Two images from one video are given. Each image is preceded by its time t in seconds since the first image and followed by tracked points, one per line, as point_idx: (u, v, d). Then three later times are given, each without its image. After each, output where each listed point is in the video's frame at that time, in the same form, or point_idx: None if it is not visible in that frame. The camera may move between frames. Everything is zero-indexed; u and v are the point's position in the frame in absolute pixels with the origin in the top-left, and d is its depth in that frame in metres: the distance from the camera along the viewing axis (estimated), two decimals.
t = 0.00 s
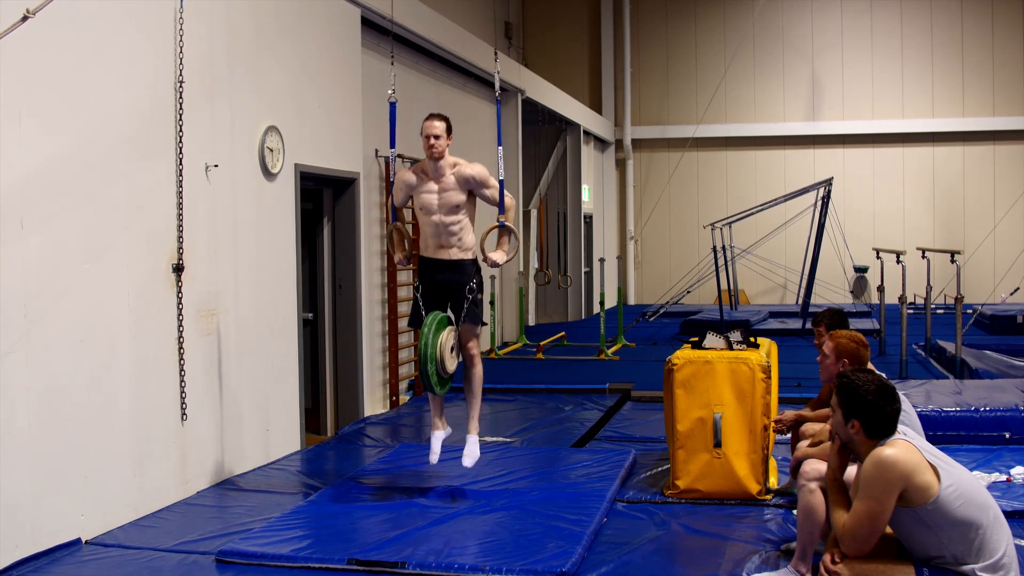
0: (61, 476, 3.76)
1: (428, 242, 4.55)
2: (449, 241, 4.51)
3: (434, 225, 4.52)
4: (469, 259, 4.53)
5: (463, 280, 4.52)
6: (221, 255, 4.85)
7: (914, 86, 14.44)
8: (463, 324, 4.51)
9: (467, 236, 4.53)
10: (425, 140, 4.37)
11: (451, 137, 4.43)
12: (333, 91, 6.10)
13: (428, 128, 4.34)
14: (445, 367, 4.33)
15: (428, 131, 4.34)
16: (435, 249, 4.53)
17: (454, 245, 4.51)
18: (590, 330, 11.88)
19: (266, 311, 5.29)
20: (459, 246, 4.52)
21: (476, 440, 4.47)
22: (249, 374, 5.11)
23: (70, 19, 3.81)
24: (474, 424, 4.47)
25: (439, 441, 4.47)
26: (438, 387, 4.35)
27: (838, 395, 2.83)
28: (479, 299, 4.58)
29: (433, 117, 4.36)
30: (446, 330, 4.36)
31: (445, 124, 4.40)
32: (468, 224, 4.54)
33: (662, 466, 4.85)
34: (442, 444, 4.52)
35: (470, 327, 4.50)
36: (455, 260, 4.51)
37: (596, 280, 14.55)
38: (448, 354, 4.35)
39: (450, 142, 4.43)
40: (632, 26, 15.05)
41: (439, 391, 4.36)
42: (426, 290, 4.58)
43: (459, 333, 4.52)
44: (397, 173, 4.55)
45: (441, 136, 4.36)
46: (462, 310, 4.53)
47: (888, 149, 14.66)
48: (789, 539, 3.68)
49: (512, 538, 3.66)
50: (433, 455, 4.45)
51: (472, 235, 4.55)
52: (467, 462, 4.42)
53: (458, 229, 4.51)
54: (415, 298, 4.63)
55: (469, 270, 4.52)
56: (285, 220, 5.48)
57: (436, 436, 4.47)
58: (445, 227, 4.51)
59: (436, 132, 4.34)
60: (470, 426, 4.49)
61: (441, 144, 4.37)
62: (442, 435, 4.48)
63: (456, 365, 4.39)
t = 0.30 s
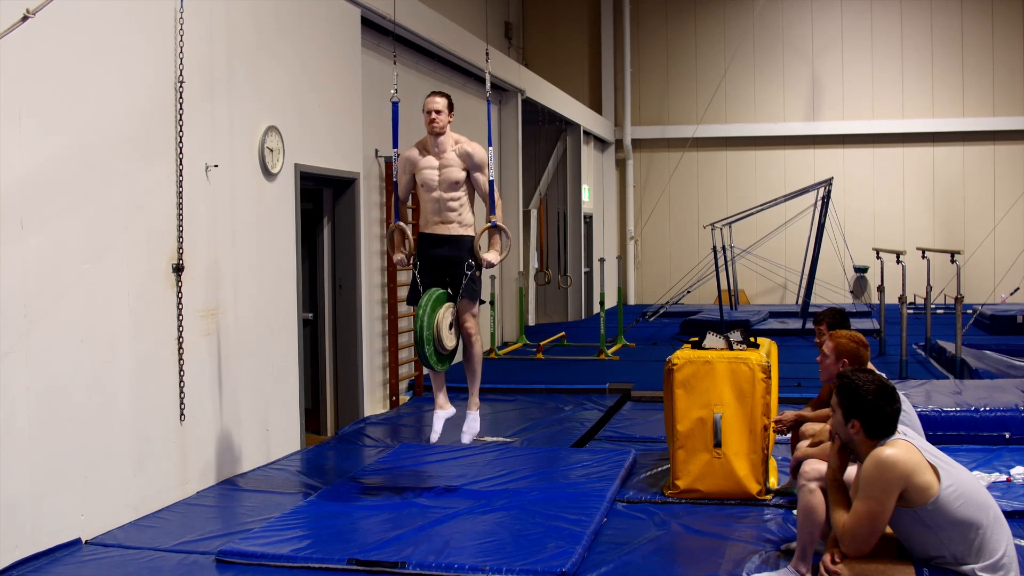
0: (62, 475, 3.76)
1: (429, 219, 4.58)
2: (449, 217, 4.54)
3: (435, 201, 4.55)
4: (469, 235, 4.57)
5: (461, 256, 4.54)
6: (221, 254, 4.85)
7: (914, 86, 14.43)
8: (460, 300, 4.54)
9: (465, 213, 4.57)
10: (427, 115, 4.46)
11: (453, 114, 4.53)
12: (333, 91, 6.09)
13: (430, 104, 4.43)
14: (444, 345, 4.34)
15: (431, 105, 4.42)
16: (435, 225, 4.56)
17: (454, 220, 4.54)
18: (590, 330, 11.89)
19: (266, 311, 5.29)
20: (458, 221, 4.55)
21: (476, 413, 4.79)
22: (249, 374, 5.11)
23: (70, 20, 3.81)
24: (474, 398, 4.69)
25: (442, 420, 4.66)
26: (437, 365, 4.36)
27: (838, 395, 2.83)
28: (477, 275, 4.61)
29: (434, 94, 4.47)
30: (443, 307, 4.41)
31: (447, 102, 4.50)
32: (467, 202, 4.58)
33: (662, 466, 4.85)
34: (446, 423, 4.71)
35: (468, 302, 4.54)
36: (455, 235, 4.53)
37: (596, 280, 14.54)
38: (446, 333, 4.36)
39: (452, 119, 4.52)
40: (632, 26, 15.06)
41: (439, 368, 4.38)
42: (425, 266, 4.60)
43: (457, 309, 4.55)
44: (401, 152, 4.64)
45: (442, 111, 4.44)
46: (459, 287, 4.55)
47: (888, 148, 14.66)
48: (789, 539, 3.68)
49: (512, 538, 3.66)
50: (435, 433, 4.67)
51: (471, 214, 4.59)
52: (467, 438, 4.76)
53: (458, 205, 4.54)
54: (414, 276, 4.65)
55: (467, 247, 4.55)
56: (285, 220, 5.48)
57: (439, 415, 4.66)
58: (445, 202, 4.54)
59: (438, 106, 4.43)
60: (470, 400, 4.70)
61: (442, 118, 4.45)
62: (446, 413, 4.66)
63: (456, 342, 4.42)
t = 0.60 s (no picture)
0: (62, 475, 3.77)
1: (428, 211, 4.60)
2: (448, 209, 4.56)
3: (435, 194, 4.57)
4: (469, 226, 4.59)
5: (461, 246, 4.56)
6: (222, 253, 4.85)
7: (914, 86, 14.44)
8: (460, 290, 4.57)
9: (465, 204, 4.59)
10: (428, 109, 4.46)
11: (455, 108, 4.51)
12: (333, 91, 6.09)
13: (431, 98, 4.42)
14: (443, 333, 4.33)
15: (431, 100, 4.42)
16: (434, 217, 4.57)
17: (454, 210, 4.56)
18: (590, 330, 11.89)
19: (266, 311, 5.29)
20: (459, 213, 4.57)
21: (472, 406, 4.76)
22: (249, 374, 5.11)
23: (70, 20, 3.81)
24: (471, 391, 4.70)
25: (431, 412, 4.67)
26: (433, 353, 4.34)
27: (838, 395, 2.82)
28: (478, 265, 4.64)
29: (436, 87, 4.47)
30: (444, 295, 4.40)
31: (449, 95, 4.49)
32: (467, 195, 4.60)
33: (662, 466, 4.85)
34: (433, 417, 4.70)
35: (468, 293, 4.58)
36: (455, 226, 4.56)
37: (596, 280, 14.54)
38: (444, 321, 4.35)
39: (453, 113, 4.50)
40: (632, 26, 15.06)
41: (438, 357, 4.38)
42: (425, 256, 4.59)
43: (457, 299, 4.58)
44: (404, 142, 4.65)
45: (443, 105, 4.43)
46: (459, 278, 4.57)
47: (888, 149, 14.67)
48: (789, 539, 3.68)
49: (512, 538, 3.66)
50: (425, 425, 4.66)
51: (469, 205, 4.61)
52: (462, 430, 4.69)
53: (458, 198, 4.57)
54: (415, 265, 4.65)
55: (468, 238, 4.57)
56: (285, 220, 5.48)
57: (429, 407, 4.66)
58: (445, 195, 4.56)
59: (439, 100, 4.42)
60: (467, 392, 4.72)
61: (443, 113, 4.44)
62: (436, 406, 4.67)
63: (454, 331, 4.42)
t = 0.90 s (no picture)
0: (62, 475, 3.77)
1: (429, 232, 4.56)
2: (449, 230, 4.52)
3: (435, 215, 4.53)
4: (469, 246, 4.54)
5: (461, 268, 4.53)
6: (222, 253, 4.85)
7: (914, 86, 14.44)
8: (461, 312, 4.54)
9: (466, 225, 4.55)
10: (427, 130, 4.39)
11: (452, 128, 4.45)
12: (333, 91, 6.09)
13: (431, 120, 4.36)
14: (444, 356, 4.36)
15: (430, 121, 4.36)
16: (435, 238, 4.54)
17: (454, 232, 4.52)
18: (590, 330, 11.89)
19: (266, 311, 5.29)
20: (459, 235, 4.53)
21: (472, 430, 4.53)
22: (249, 374, 5.11)
23: (70, 19, 3.81)
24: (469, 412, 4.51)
25: (431, 432, 4.49)
26: (434, 375, 4.34)
27: (838, 394, 2.83)
28: (478, 287, 4.61)
29: (434, 109, 4.40)
30: (444, 318, 4.40)
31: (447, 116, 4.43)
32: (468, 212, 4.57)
33: (662, 466, 4.85)
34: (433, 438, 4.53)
35: (469, 315, 4.54)
36: (455, 247, 4.52)
37: (596, 280, 14.55)
38: (445, 344, 4.37)
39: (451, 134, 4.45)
40: (632, 26, 15.06)
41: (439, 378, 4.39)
42: (425, 277, 4.59)
43: (457, 321, 4.55)
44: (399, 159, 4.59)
45: (442, 127, 4.37)
46: (460, 300, 4.56)
47: (888, 149, 14.67)
48: (789, 538, 3.68)
49: (512, 538, 3.66)
50: (422, 443, 4.45)
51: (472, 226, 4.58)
52: (462, 452, 4.42)
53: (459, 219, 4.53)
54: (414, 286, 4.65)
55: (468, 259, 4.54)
56: (284, 220, 5.48)
57: (428, 427, 4.49)
58: (445, 216, 4.52)
59: (438, 122, 4.36)
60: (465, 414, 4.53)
61: (442, 135, 4.38)
62: (436, 426, 4.51)
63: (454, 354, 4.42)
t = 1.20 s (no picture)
0: (62, 475, 3.77)
1: (425, 266, 4.59)
2: (446, 264, 4.53)
3: (431, 251, 4.54)
4: (466, 278, 4.56)
5: (461, 300, 4.55)
6: (222, 253, 4.85)
7: (914, 86, 14.44)
8: (465, 343, 4.55)
9: (463, 257, 4.55)
10: (416, 175, 4.32)
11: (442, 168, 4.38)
12: (333, 91, 6.09)
13: (420, 167, 4.29)
14: (451, 388, 4.37)
15: (420, 168, 4.29)
16: (433, 273, 4.56)
17: (452, 268, 4.53)
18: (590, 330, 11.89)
19: (266, 311, 5.29)
20: (459, 269, 4.55)
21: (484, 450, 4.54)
22: (249, 374, 5.11)
23: (70, 19, 3.81)
24: (480, 434, 4.49)
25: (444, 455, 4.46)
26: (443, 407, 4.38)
27: (838, 395, 2.82)
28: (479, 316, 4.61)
29: (423, 152, 4.32)
30: (449, 350, 4.39)
31: (435, 156, 4.34)
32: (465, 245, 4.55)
33: (662, 466, 4.85)
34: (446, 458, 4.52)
35: (473, 345, 4.55)
36: (454, 281, 4.54)
37: (596, 280, 14.55)
38: (452, 375, 4.39)
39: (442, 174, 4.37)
40: (632, 25, 15.06)
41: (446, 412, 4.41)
42: (426, 311, 4.60)
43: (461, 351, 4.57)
44: (388, 195, 4.49)
45: (432, 172, 4.31)
46: (463, 330, 4.56)
47: (888, 149, 14.67)
48: (789, 539, 3.68)
49: (512, 538, 3.66)
50: (438, 469, 4.41)
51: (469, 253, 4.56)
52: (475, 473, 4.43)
53: (458, 254, 4.53)
54: (414, 318, 4.67)
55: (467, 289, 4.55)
56: (284, 220, 5.48)
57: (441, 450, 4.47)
58: (442, 253, 4.53)
59: (428, 168, 4.29)
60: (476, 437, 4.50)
61: (433, 179, 4.32)
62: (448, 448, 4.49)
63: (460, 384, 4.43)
